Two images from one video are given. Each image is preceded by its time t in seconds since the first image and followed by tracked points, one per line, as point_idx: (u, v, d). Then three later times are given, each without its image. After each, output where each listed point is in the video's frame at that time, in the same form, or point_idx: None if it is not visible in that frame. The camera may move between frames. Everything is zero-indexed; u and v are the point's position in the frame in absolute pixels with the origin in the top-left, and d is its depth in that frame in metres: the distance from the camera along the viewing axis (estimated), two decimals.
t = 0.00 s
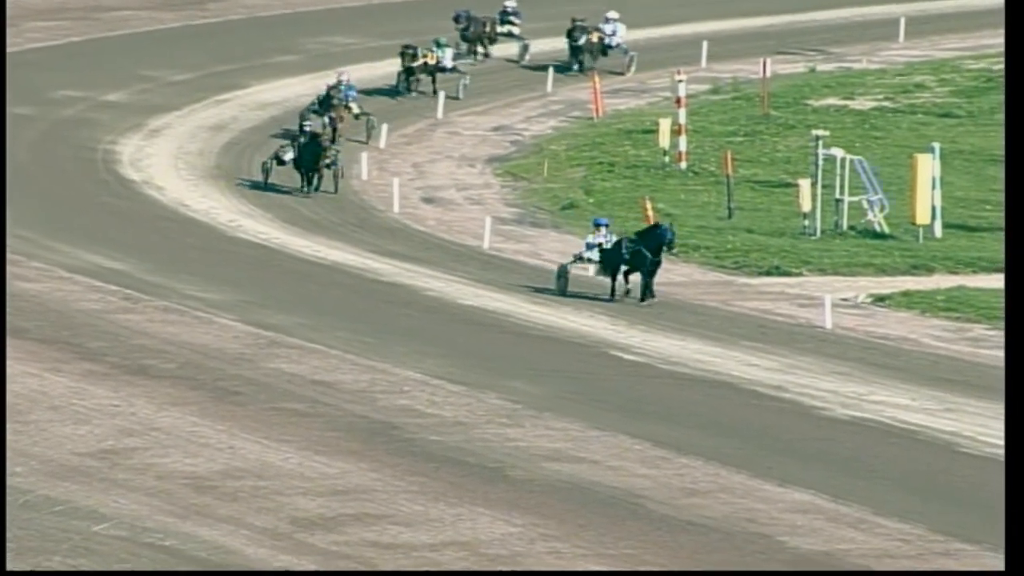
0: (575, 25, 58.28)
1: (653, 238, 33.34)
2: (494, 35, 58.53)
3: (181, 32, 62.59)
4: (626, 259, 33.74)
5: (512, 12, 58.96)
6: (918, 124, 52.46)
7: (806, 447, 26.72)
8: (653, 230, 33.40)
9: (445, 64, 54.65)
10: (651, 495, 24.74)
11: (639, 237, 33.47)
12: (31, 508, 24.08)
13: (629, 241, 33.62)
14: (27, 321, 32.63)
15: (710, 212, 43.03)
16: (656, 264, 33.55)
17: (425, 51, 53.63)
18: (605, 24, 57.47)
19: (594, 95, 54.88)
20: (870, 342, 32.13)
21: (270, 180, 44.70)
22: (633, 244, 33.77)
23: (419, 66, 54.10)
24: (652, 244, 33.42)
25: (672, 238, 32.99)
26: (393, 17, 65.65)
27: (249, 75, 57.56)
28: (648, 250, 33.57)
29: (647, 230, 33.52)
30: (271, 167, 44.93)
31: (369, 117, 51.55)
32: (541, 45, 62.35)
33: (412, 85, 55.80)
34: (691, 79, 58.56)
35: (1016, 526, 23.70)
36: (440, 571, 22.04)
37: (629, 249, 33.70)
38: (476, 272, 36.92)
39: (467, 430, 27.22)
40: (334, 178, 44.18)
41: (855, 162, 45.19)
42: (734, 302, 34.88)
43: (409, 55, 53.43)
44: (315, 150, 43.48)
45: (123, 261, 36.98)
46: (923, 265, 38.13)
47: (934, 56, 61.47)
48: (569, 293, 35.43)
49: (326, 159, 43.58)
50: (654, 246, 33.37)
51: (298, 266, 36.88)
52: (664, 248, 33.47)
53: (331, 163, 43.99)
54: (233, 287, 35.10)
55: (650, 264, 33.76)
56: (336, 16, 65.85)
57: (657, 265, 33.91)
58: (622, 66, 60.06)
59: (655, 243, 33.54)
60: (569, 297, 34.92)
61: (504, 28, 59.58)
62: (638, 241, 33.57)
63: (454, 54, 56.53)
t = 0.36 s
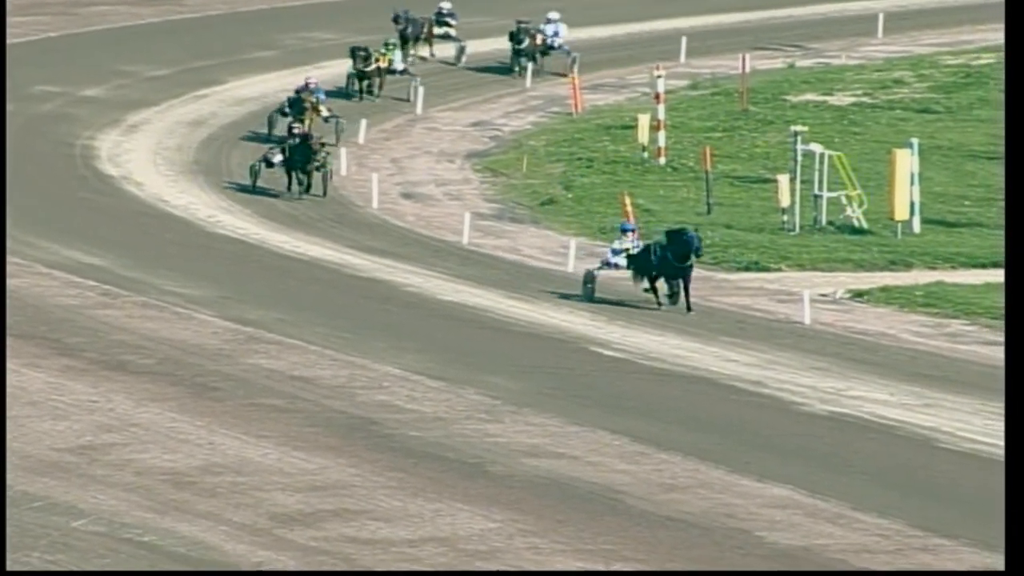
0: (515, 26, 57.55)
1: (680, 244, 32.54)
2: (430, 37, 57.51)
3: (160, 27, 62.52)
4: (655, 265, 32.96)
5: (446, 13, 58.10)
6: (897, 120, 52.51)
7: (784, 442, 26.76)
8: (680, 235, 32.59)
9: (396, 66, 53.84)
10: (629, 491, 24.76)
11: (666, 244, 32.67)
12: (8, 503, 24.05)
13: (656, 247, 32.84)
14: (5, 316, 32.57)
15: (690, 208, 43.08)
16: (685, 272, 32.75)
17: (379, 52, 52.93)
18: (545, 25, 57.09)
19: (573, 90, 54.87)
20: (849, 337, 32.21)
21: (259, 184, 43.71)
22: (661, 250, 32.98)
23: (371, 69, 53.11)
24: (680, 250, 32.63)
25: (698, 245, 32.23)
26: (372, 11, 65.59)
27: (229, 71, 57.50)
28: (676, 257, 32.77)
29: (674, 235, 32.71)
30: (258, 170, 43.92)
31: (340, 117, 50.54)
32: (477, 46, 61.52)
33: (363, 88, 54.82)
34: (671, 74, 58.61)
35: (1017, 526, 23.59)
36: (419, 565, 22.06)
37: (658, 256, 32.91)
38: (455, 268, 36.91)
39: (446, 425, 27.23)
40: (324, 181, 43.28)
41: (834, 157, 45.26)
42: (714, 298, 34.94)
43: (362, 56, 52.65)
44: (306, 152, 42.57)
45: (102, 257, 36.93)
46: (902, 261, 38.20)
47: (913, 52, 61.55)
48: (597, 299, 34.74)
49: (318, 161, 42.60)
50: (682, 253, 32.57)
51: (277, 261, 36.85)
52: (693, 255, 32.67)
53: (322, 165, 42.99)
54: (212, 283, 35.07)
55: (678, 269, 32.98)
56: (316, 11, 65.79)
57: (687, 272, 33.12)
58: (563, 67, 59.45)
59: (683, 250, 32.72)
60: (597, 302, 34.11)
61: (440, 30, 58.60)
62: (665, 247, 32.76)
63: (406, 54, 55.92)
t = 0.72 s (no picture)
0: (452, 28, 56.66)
1: (701, 251, 31.98)
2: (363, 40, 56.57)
3: (133, 23, 62.41)
4: (677, 271, 32.37)
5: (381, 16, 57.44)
6: (868, 115, 52.60)
7: (757, 438, 26.78)
8: (702, 242, 32.03)
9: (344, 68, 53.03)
10: (602, 486, 24.77)
11: (688, 250, 32.07)
12: None
13: (678, 253, 32.24)
14: None
15: (663, 204, 43.11)
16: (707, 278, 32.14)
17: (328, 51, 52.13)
18: (483, 26, 56.45)
19: (545, 86, 54.88)
20: (822, 333, 32.28)
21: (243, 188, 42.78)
22: (683, 254, 32.35)
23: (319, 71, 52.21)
24: (702, 257, 32.02)
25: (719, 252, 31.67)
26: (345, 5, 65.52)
27: (201, 66, 57.41)
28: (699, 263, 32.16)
29: (697, 241, 32.17)
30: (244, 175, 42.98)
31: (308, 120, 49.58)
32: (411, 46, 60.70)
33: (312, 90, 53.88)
34: (643, 70, 58.65)
35: (1017, 526, 23.47)
36: (390, 561, 22.05)
37: (680, 262, 32.31)
38: (427, 264, 36.88)
39: (418, 421, 27.22)
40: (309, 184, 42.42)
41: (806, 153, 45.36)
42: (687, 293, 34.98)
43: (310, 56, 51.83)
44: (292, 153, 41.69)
45: (73, 252, 36.84)
46: (873, 256, 38.27)
47: (885, 47, 61.64)
48: (619, 305, 34.13)
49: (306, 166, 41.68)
50: (704, 260, 31.96)
51: (249, 257, 36.81)
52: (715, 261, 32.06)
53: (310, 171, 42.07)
54: (184, 279, 35.01)
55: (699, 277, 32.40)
56: (288, 6, 65.71)
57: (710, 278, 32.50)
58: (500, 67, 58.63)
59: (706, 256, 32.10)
60: (618, 309, 33.50)
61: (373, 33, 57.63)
62: (687, 252, 32.18)
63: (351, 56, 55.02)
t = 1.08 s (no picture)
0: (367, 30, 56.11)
1: (697, 257, 31.23)
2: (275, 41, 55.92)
3: (77, 19, 62.17)
4: (673, 277, 31.70)
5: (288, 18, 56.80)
6: (813, 112, 52.78)
7: (703, 435, 26.85)
8: (697, 248, 31.28)
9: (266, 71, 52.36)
10: (549, 483, 24.82)
11: (683, 256, 31.38)
12: None
13: (674, 259, 31.57)
14: None
15: (608, 201, 43.19)
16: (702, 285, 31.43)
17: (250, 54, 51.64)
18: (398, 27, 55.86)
19: (490, 82, 54.89)
20: (767, 329, 32.39)
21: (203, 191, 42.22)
22: (679, 259, 31.67)
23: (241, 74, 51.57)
24: (697, 264, 31.33)
25: (715, 258, 30.96)
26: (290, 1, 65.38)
27: (146, 62, 57.23)
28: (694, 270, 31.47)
29: (692, 247, 31.42)
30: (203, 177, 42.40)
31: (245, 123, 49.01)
32: (322, 49, 60.06)
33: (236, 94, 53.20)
34: (589, 67, 58.73)
35: (978, 527, 23.54)
36: (337, 558, 22.05)
37: (675, 269, 31.63)
38: (373, 260, 36.86)
39: (364, 418, 27.21)
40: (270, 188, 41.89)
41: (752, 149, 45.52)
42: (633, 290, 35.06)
43: (232, 59, 51.39)
44: (258, 158, 40.99)
45: (17, 249, 36.70)
46: (818, 253, 38.42)
47: (830, 45, 61.85)
48: (614, 312, 33.57)
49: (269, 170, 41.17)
50: (699, 267, 31.27)
51: (194, 254, 36.72)
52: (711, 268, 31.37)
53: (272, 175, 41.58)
54: (129, 275, 34.89)
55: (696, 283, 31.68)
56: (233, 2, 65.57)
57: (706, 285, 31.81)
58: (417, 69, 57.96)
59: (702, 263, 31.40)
60: (613, 316, 32.88)
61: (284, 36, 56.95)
62: (682, 258, 31.50)
63: (269, 59, 54.59)
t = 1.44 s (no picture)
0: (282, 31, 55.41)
1: (687, 266, 30.61)
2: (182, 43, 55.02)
3: (15, 14, 61.83)
4: (663, 285, 31.14)
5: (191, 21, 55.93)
6: (751, 108, 52.93)
7: (644, 432, 26.88)
8: (687, 256, 30.75)
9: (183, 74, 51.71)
10: (488, 479, 24.82)
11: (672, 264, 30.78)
12: None
13: (662, 267, 30.99)
14: None
15: (548, 197, 43.23)
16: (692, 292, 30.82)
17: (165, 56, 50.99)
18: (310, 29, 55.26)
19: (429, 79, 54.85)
20: (704, 325, 32.47)
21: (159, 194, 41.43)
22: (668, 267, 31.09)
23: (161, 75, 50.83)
24: (686, 271, 30.73)
25: (705, 265, 30.34)
26: None
27: (84, 57, 56.96)
28: (684, 278, 30.87)
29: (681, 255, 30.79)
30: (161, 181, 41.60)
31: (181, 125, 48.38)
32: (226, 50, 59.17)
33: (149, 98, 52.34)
34: (528, 63, 58.74)
35: (918, 523, 23.63)
36: (276, 554, 22.01)
37: (664, 276, 31.04)
38: (312, 257, 36.78)
39: (302, 414, 27.15)
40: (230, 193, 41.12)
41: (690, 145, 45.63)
42: (572, 286, 35.09)
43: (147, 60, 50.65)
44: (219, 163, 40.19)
45: None
46: (756, 249, 38.52)
47: (767, 41, 62.02)
48: (602, 318, 33.09)
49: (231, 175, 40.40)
50: (689, 274, 30.67)
51: (133, 250, 36.58)
52: (701, 275, 30.76)
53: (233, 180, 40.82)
54: (67, 272, 34.71)
55: (686, 289, 31.09)
56: None
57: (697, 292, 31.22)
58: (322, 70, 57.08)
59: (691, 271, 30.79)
60: (601, 322, 32.44)
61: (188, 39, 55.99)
62: (671, 266, 30.92)
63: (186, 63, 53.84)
